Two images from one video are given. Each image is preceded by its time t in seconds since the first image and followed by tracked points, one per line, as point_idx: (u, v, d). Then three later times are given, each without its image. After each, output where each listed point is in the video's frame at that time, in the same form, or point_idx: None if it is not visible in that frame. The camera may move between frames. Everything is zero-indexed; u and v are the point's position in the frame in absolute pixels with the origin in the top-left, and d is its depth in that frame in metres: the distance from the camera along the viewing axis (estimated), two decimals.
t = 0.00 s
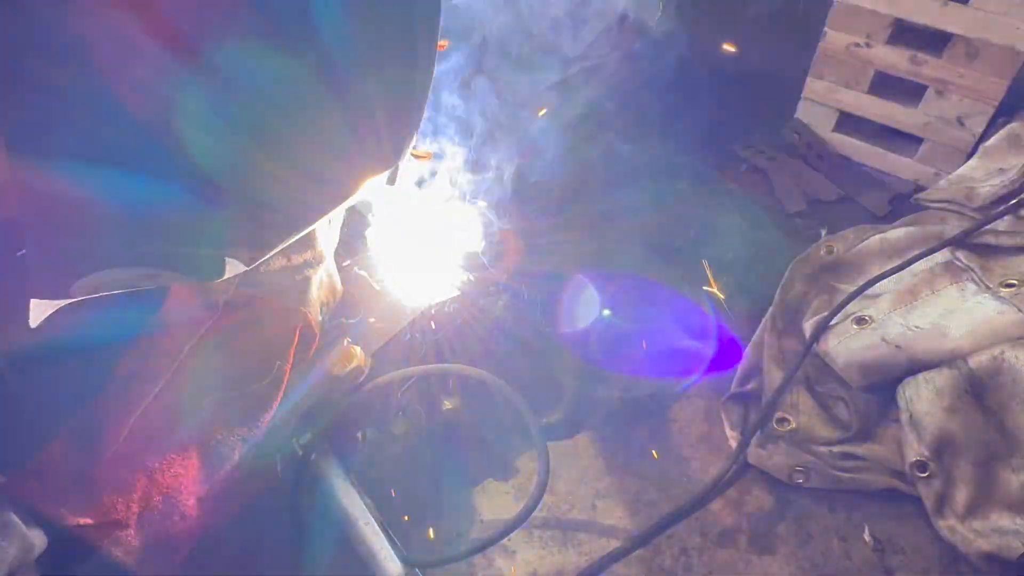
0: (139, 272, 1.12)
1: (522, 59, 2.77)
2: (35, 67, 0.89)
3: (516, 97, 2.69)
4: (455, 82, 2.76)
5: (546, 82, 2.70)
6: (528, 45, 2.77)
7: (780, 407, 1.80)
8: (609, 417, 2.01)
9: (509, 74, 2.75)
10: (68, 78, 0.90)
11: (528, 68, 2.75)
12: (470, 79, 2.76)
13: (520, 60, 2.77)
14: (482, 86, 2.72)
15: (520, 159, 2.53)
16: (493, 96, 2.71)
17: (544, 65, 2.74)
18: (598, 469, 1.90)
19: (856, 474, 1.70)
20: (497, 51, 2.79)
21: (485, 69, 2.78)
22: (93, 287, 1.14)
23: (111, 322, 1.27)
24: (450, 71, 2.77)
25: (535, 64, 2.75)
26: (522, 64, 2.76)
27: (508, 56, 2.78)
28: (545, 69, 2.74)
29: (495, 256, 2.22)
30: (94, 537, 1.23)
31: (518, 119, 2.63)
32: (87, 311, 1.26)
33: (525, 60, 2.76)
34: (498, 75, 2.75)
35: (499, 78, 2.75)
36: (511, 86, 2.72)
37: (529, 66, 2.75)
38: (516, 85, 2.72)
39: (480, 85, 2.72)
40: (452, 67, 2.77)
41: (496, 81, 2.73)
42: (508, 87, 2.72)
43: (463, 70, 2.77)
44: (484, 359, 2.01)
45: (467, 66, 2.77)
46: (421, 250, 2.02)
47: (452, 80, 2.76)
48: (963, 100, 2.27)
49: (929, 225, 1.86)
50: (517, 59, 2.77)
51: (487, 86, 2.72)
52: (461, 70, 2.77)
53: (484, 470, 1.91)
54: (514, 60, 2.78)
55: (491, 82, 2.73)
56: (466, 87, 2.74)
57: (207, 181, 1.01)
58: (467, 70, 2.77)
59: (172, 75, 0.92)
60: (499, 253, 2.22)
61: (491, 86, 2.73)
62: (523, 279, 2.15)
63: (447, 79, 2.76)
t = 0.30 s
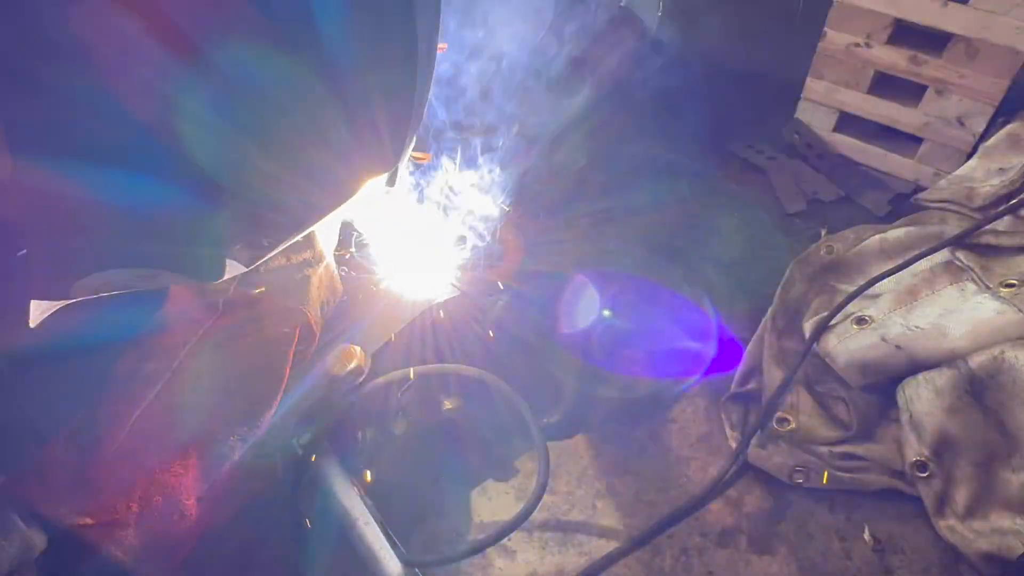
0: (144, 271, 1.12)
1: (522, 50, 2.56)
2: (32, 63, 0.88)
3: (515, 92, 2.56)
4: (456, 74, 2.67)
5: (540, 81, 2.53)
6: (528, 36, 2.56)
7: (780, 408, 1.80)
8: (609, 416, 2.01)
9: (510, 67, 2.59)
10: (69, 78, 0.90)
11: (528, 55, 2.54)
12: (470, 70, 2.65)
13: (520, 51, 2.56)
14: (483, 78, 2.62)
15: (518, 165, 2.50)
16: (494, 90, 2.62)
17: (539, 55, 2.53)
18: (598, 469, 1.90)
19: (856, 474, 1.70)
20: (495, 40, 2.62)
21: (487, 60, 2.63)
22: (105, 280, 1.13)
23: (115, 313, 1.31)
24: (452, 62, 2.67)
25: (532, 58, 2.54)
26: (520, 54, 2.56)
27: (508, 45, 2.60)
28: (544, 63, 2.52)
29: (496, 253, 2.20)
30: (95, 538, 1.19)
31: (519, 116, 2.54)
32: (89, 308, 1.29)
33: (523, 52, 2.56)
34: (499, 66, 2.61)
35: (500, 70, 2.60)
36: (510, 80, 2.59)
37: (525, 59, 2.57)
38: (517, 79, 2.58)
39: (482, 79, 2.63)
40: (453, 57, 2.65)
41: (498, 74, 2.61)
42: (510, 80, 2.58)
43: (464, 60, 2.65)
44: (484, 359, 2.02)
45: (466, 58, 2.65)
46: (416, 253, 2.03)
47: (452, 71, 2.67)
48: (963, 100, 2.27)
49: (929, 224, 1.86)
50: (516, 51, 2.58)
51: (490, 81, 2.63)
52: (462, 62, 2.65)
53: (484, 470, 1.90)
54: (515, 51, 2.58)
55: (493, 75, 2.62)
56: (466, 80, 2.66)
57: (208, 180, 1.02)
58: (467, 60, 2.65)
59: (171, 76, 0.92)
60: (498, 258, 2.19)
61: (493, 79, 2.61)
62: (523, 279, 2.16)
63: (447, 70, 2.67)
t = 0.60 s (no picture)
0: (145, 272, 1.14)
1: (518, 65, 2.79)
2: (35, 64, 0.88)
3: (509, 103, 2.72)
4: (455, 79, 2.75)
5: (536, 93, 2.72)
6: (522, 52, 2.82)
7: (780, 407, 1.80)
8: (609, 417, 2.01)
9: (508, 77, 2.77)
10: (71, 75, 0.90)
11: (524, 71, 2.77)
12: (470, 76, 2.78)
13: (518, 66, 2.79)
14: (482, 84, 2.75)
15: (517, 162, 2.52)
16: (492, 96, 2.72)
17: (534, 70, 2.76)
18: (598, 469, 1.90)
19: (856, 474, 1.69)
20: (498, 54, 2.83)
21: (487, 70, 2.78)
22: (106, 281, 1.15)
23: (115, 317, 1.27)
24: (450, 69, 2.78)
25: (530, 70, 2.76)
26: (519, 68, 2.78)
27: (507, 58, 2.81)
28: (541, 76, 2.75)
29: (496, 254, 2.21)
30: (94, 539, 1.19)
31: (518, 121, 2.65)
32: (84, 310, 1.25)
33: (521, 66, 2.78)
34: (497, 75, 2.77)
35: (499, 80, 2.76)
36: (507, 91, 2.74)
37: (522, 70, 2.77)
38: (512, 91, 2.75)
39: (479, 84, 2.75)
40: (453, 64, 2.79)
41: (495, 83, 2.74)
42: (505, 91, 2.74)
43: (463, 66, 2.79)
44: (484, 358, 2.01)
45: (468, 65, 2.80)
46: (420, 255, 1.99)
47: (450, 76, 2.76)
48: (964, 100, 2.27)
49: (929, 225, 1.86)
50: (516, 64, 2.79)
51: (488, 87, 2.74)
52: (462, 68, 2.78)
53: (484, 470, 1.91)
54: (514, 64, 2.79)
55: (490, 82, 2.75)
56: (466, 85, 2.75)
57: (208, 179, 1.01)
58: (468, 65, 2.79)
59: (173, 74, 0.93)
60: (496, 257, 2.21)
61: (490, 86, 2.75)
62: (522, 279, 2.16)
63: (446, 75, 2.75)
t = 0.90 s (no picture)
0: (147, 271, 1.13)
1: (515, 58, 2.75)
2: (37, 63, 0.88)
3: (507, 97, 2.68)
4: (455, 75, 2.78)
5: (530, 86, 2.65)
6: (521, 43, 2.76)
7: (780, 407, 1.80)
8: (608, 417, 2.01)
9: (510, 69, 2.74)
10: (71, 77, 0.90)
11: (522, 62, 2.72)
12: (473, 69, 2.79)
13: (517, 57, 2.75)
14: (481, 78, 2.76)
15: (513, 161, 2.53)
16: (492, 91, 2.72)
17: (531, 63, 2.69)
18: (598, 469, 1.90)
19: (856, 473, 1.69)
20: (496, 48, 2.80)
21: (485, 67, 2.77)
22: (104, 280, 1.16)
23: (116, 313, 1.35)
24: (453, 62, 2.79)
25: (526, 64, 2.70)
26: (522, 59, 2.74)
27: (509, 51, 2.77)
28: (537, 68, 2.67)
29: (498, 254, 2.22)
30: (94, 539, 1.18)
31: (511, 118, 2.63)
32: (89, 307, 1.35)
33: (521, 57, 2.73)
34: (499, 68, 2.76)
35: (500, 73, 2.75)
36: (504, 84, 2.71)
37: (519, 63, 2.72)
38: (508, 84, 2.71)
39: (480, 79, 2.76)
40: (455, 57, 2.78)
41: (496, 76, 2.75)
42: (504, 83, 2.71)
43: (465, 59, 2.79)
44: (483, 357, 2.03)
45: (470, 58, 2.79)
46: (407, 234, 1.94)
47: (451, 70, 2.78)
48: (963, 100, 2.27)
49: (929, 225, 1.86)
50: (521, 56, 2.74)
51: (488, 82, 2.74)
52: (463, 62, 2.79)
53: (483, 471, 1.91)
54: (514, 57, 2.77)
55: (490, 77, 2.74)
56: (468, 80, 2.77)
57: (209, 179, 1.01)
58: (470, 59, 2.80)
59: (172, 75, 0.92)
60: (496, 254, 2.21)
61: (490, 80, 2.74)
62: (523, 280, 2.20)
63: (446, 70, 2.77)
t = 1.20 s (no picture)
0: (144, 270, 1.13)
1: (523, 68, 2.80)
2: (34, 63, 0.88)
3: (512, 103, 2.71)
4: (457, 73, 2.75)
5: (538, 97, 2.72)
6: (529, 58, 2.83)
7: (780, 407, 1.80)
8: (608, 417, 2.01)
9: (512, 71, 2.78)
10: (70, 76, 0.89)
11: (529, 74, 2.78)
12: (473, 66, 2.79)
13: (523, 69, 2.80)
14: (485, 79, 2.76)
15: (512, 163, 2.52)
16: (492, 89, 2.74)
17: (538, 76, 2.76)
18: (598, 469, 1.90)
19: (855, 473, 1.69)
20: (498, 50, 2.84)
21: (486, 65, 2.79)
22: (102, 282, 1.15)
23: (118, 318, 1.32)
24: (458, 62, 2.79)
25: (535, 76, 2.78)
26: (523, 62, 2.80)
27: (515, 61, 2.82)
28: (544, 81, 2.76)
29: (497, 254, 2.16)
30: (93, 539, 1.16)
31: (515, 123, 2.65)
32: (92, 308, 1.31)
33: (528, 68, 2.78)
34: (501, 69, 2.80)
35: (499, 74, 2.79)
36: (510, 91, 2.75)
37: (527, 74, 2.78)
38: (514, 91, 2.75)
39: (483, 81, 2.75)
40: (461, 57, 2.77)
41: (496, 76, 2.78)
42: (508, 90, 2.75)
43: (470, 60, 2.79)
44: (484, 357, 2.04)
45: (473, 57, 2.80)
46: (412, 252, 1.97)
47: (455, 67, 2.76)
48: (963, 100, 2.27)
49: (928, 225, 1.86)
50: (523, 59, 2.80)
51: (492, 86, 2.75)
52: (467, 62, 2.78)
53: (484, 470, 1.90)
54: (520, 68, 2.81)
55: (495, 81, 2.76)
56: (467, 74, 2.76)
57: (209, 179, 1.02)
58: (475, 60, 2.80)
59: (173, 74, 0.93)
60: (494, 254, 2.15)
61: (495, 85, 2.76)
62: (522, 280, 2.16)
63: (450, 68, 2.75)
